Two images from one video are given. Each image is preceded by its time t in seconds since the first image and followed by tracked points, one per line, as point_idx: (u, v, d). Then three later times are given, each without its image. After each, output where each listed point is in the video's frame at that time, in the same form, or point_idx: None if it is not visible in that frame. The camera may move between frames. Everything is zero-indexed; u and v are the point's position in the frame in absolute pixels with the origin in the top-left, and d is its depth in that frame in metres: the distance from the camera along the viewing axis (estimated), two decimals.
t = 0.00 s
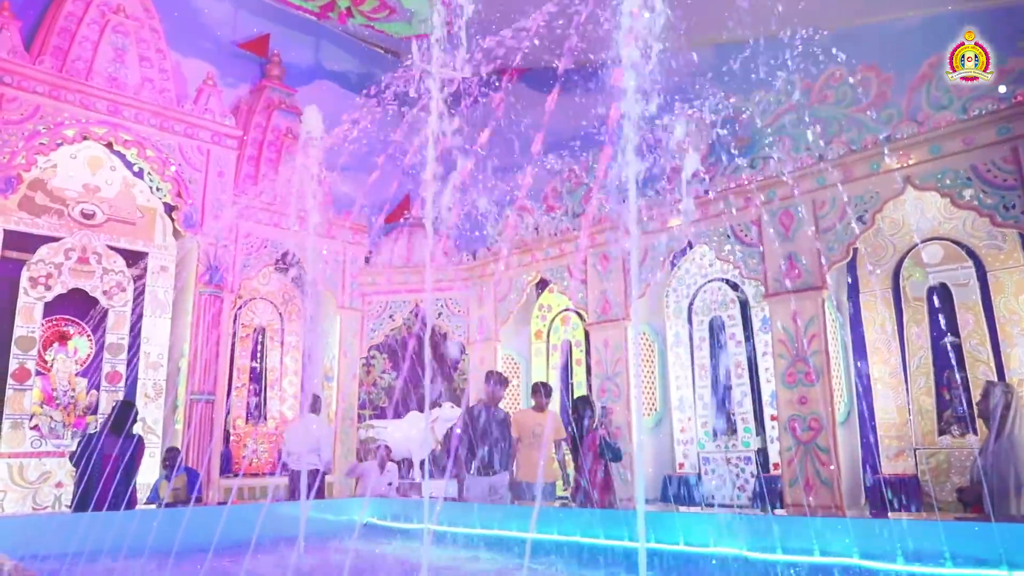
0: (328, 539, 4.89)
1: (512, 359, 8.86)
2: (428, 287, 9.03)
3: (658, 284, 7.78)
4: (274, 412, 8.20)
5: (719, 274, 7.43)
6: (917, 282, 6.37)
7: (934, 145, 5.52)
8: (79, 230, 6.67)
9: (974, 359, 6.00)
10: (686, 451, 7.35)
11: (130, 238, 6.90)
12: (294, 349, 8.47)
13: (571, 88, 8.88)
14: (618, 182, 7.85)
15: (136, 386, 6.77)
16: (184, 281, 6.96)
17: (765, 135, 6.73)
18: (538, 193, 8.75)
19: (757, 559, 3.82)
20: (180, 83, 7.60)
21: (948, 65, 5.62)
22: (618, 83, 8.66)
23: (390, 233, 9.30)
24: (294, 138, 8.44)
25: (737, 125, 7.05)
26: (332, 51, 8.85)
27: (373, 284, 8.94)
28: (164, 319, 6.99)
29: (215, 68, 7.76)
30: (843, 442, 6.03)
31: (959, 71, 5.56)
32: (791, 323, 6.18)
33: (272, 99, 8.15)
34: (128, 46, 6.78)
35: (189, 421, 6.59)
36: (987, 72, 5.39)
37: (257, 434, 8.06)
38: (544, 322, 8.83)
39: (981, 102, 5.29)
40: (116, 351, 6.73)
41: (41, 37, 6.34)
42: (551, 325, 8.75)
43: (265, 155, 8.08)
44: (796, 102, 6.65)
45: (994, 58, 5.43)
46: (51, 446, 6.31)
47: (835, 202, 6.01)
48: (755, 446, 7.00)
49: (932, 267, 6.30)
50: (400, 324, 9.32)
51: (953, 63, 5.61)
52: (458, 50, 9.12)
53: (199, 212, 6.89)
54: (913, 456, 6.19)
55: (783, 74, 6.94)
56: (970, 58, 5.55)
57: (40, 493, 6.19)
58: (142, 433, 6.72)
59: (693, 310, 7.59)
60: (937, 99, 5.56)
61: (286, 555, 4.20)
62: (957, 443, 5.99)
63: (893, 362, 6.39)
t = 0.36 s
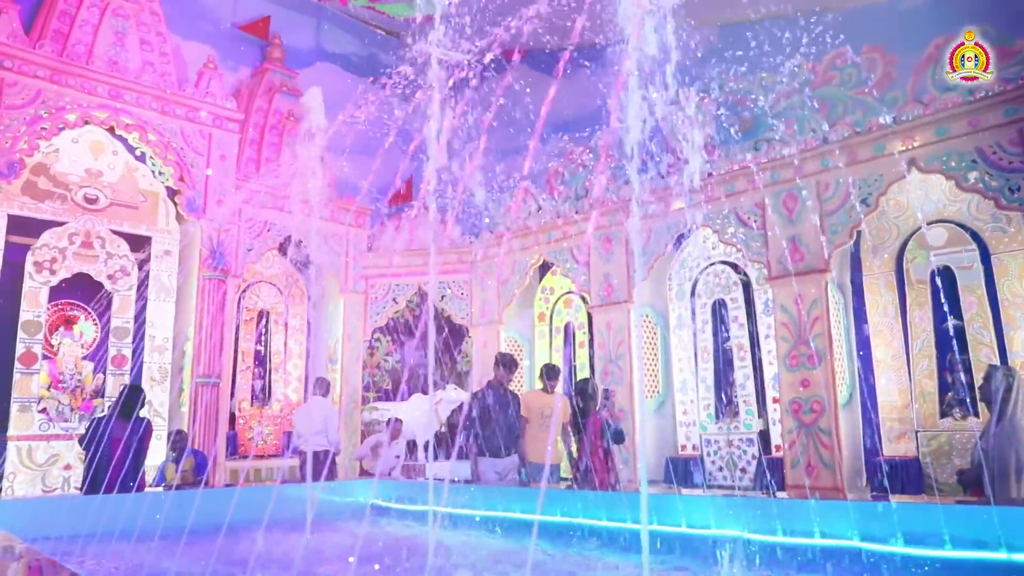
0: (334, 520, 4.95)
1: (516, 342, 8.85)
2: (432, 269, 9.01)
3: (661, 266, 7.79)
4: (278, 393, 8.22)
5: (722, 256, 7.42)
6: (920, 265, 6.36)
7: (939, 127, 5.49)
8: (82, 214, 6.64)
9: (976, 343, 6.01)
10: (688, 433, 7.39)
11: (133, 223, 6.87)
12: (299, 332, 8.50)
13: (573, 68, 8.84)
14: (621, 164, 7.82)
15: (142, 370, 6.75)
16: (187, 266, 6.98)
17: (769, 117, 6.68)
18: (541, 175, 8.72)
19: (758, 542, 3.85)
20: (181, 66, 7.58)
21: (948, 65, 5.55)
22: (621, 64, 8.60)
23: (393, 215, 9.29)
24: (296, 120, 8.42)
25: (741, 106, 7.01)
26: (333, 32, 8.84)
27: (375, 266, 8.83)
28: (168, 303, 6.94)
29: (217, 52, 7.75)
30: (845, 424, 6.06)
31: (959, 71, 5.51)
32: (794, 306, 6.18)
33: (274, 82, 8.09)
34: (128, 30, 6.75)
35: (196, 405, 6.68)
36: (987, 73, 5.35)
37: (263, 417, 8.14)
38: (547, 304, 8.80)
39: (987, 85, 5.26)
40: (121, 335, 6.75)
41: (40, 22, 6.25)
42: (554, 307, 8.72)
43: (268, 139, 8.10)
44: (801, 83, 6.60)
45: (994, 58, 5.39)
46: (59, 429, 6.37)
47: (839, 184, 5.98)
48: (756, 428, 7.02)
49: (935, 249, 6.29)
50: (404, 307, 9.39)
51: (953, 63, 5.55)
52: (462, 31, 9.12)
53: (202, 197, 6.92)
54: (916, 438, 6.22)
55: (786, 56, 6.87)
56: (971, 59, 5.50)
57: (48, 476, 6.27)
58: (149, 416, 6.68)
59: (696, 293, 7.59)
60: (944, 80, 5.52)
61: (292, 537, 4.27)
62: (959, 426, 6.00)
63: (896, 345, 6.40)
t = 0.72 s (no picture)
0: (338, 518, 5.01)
1: (519, 340, 8.77)
2: (436, 268, 9.00)
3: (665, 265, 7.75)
4: (283, 393, 8.09)
5: (727, 255, 7.40)
6: (924, 264, 6.34)
7: (943, 125, 5.46)
8: (88, 214, 6.60)
9: (982, 342, 5.98)
10: (693, 433, 7.37)
11: (138, 223, 6.84)
12: (303, 330, 8.34)
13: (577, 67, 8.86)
14: (624, 163, 7.81)
15: (147, 368, 6.73)
16: (193, 265, 7.03)
17: (772, 116, 6.66)
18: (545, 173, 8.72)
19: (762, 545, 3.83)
20: (186, 67, 7.58)
21: (948, 65, 5.52)
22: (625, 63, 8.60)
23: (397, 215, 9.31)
24: (300, 120, 8.44)
25: (745, 105, 6.99)
26: (336, 31, 8.94)
27: (379, 267, 8.81)
28: (174, 302, 6.95)
29: (220, 51, 7.78)
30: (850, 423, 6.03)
31: (959, 71, 5.47)
32: (798, 305, 6.16)
33: (278, 81, 8.20)
34: (134, 31, 6.77)
35: (202, 404, 6.78)
36: (987, 72, 5.29)
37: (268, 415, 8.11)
38: (551, 303, 8.78)
39: (992, 82, 5.23)
40: (128, 333, 6.71)
41: (46, 22, 6.42)
42: (558, 306, 8.70)
43: (272, 139, 8.14)
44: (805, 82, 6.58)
45: (994, 58, 5.33)
46: (66, 428, 6.35)
47: (843, 183, 5.96)
48: (761, 428, 7.00)
49: (940, 249, 6.26)
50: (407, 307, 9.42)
51: (953, 62, 5.52)
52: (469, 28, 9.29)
53: (207, 198, 6.98)
54: (921, 439, 6.20)
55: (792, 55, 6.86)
56: (971, 58, 5.45)
57: (55, 475, 6.28)
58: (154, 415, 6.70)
59: (699, 292, 7.57)
60: (948, 79, 5.48)
61: (297, 536, 4.28)
62: (965, 426, 5.97)
63: (901, 345, 6.38)
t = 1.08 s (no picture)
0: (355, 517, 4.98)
1: (534, 338, 8.76)
2: (451, 265, 9.08)
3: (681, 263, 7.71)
4: (298, 389, 8.08)
5: (743, 254, 7.37)
6: (943, 263, 6.28)
7: (964, 123, 5.40)
8: (107, 212, 6.75)
9: (1002, 344, 5.93)
10: (707, 431, 7.36)
11: (156, 220, 6.95)
12: (318, 327, 8.30)
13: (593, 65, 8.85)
14: (639, 161, 7.79)
15: (165, 363, 6.89)
16: (210, 263, 6.98)
17: (789, 114, 6.61)
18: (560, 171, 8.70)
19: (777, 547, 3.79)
20: (200, 65, 7.65)
21: (948, 65, 5.60)
22: (642, 59, 8.58)
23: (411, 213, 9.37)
24: (315, 117, 8.39)
25: (762, 102, 6.94)
26: (353, 29, 8.82)
27: (393, 263, 8.85)
28: (191, 299, 7.08)
29: (236, 50, 7.80)
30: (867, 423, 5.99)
31: (959, 71, 5.54)
32: (814, 304, 6.12)
33: (293, 79, 8.13)
34: (150, 30, 6.80)
35: (218, 400, 6.68)
36: (987, 72, 5.36)
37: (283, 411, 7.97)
38: (565, 301, 8.81)
39: (1015, 80, 5.16)
40: (146, 328, 6.84)
41: (64, 22, 6.41)
42: (571, 304, 8.74)
43: (288, 136, 8.12)
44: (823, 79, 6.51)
45: (994, 57, 5.39)
46: (88, 421, 6.47)
47: (861, 182, 5.90)
48: (776, 427, 6.99)
49: (959, 249, 6.19)
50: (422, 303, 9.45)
51: (953, 63, 5.60)
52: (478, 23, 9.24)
53: (222, 194, 6.94)
54: (939, 439, 6.15)
55: (810, 52, 6.80)
56: (971, 59, 5.53)
57: (79, 467, 6.38)
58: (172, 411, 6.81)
59: (715, 290, 7.53)
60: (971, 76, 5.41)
61: (314, 531, 4.32)
62: (983, 428, 5.95)
63: (919, 345, 6.32)
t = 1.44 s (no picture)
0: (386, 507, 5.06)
1: (557, 331, 8.71)
2: (476, 259, 9.19)
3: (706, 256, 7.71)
4: (324, 383, 7.97)
5: (768, 247, 7.29)
6: (974, 255, 6.17)
7: (996, 113, 5.30)
8: (135, 207, 6.77)
9: None
10: (732, 425, 7.36)
11: (183, 215, 7.01)
12: (343, 321, 8.21)
13: (617, 57, 8.81)
14: (664, 153, 7.77)
15: (194, 357, 6.97)
16: (235, 259, 7.13)
17: (815, 105, 6.52)
18: (584, 164, 8.69)
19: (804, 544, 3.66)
20: (225, 61, 7.70)
21: (948, 65, 5.61)
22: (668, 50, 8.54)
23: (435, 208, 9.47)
24: (340, 112, 8.44)
25: (789, 93, 6.87)
26: (376, 24, 8.82)
27: (417, 258, 9.02)
28: (217, 294, 7.14)
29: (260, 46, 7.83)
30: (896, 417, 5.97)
31: (959, 71, 5.57)
32: (841, 298, 6.07)
33: (317, 75, 8.17)
34: (175, 27, 6.86)
35: (246, 393, 6.85)
36: (987, 72, 5.39)
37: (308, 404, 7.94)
38: (589, 294, 8.70)
39: None
40: (175, 322, 6.90)
41: (92, 22, 6.43)
42: (596, 297, 8.61)
43: (311, 131, 8.14)
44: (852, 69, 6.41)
45: (994, 57, 5.39)
46: (120, 413, 6.56)
47: (889, 173, 5.83)
48: (802, 421, 6.91)
49: (991, 240, 6.09)
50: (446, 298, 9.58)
51: (953, 62, 5.60)
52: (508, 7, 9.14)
53: (249, 190, 7.06)
54: (968, 434, 6.06)
55: (837, 42, 6.70)
56: (970, 58, 5.52)
57: (112, 458, 6.48)
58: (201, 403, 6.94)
59: (740, 283, 7.49)
60: (1003, 64, 5.31)
61: (342, 523, 4.38)
62: (1015, 422, 5.82)
63: (948, 338, 6.24)
